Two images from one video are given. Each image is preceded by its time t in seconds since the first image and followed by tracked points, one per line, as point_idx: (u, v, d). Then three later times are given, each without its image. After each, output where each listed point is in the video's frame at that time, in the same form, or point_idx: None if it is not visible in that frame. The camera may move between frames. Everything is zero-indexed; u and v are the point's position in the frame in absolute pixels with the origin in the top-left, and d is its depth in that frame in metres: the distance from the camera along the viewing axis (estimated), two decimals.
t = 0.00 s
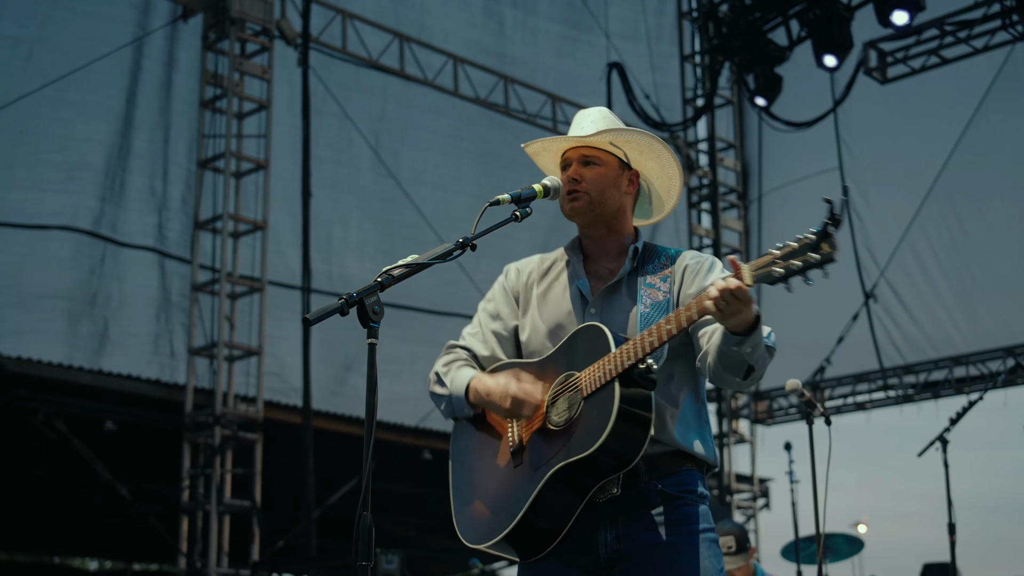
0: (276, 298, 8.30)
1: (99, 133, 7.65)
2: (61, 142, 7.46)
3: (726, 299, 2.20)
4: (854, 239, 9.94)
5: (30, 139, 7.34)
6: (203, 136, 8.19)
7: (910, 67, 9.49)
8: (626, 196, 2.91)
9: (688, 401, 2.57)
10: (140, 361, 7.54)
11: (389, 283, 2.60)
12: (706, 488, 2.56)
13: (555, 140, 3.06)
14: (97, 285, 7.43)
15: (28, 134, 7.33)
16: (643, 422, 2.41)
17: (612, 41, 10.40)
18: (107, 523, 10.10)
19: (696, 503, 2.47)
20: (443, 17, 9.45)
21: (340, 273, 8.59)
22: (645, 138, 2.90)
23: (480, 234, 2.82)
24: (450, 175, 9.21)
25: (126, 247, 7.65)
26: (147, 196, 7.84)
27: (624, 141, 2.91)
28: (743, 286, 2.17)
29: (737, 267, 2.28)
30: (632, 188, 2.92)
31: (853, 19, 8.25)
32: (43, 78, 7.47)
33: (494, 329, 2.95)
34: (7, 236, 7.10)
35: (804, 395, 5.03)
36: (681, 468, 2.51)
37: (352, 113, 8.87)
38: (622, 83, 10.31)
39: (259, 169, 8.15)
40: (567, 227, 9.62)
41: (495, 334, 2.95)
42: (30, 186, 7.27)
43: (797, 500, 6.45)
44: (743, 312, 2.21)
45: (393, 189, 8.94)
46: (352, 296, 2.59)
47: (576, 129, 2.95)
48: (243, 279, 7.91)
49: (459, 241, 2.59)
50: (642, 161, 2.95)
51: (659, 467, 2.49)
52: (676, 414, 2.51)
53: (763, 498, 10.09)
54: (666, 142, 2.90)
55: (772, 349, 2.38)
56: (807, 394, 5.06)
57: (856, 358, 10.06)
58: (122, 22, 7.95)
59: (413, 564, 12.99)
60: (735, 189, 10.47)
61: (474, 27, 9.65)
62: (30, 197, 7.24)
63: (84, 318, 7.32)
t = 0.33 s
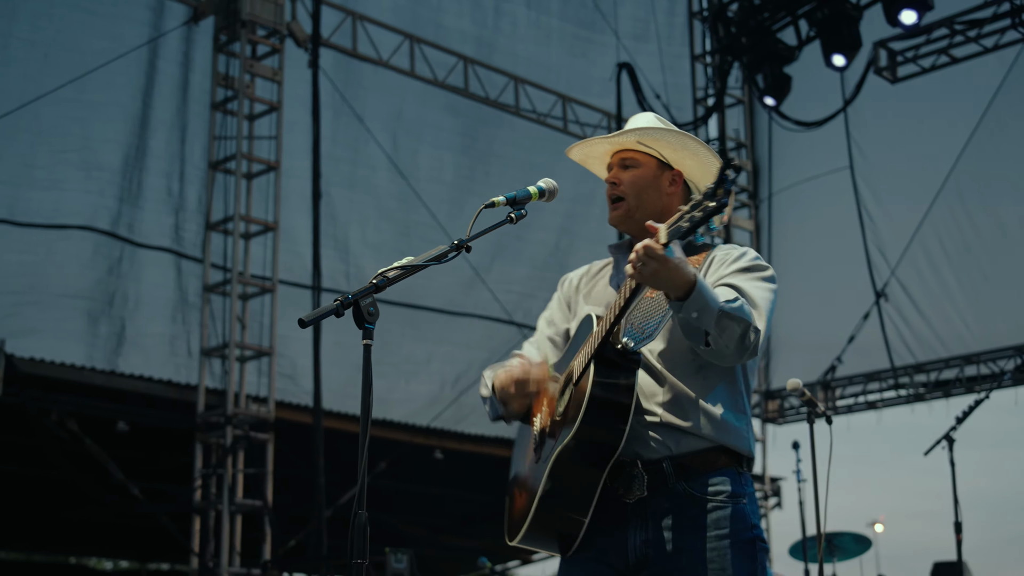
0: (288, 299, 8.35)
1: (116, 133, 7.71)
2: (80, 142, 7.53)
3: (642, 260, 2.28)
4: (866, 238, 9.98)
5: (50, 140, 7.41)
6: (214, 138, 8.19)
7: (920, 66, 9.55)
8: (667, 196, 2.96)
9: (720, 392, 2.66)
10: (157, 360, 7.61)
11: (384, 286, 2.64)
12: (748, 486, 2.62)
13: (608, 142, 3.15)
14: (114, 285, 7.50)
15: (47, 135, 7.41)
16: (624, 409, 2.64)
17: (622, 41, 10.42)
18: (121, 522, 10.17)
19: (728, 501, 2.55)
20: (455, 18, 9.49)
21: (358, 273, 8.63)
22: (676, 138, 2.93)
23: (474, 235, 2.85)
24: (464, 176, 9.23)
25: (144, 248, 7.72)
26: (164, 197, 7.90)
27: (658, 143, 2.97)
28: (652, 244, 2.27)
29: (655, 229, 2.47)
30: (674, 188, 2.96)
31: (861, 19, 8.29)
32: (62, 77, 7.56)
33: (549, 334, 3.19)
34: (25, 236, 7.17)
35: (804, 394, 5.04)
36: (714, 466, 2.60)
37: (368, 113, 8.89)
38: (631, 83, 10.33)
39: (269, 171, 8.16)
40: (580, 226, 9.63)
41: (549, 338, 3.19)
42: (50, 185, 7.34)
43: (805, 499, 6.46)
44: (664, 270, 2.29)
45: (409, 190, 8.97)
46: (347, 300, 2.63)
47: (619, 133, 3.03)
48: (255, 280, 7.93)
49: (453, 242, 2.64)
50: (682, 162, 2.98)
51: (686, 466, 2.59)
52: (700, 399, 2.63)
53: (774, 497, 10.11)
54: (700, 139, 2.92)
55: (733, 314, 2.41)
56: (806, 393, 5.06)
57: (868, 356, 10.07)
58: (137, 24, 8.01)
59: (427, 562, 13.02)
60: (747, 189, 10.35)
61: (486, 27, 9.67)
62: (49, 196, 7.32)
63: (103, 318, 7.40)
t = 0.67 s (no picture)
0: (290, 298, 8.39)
1: (122, 132, 7.76)
2: (86, 141, 7.60)
3: (587, 289, 2.31)
4: (865, 238, 10.02)
5: (58, 137, 7.49)
6: (213, 139, 8.12)
7: (916, 66, 9.53)
8: (616, 190, 2.89)
9: (688, 379, 2.64)
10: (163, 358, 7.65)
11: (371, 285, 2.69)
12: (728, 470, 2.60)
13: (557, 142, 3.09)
14: (121, 284, 7.56)
15: (54, 133, 7.48)
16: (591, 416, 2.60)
17: (622, 42, 10.46)
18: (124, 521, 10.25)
19: (709, 489, 2.52)
20: (458, 19, 9.53)
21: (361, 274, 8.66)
22: (622, 132, 2.89)
23: (460, 235, 2.88)
24: (465, 176, 9.25)
25: (151, 247, 7.79)
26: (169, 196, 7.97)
27: (605, 138, 2.92)
28: (594, 273, 2.30)
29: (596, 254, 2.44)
30: (624, 181, 2.90)
31: (858, 19, 8.33)
32: (67, 75, 7.63)
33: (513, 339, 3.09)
34: (32, 233, 7.25)
35: (794, 392, 5.03)
36: (694, 455, 2.57)
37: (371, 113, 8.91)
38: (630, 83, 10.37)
39: (268, 170, 8.15)
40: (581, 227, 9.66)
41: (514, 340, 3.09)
42: (57, 183, 7.42)
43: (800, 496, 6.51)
44: (609, 296, 2.32)
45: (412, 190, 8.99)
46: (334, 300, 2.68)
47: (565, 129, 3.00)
48: (253, 279, 7.94)
49: (438, 243, 2.69)
50: (631, 155, 2.92)
51: (666, 459, 2.56)
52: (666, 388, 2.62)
53: (773, 496, 10.14)
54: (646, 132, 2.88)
55: (689, 318, 2.42)
56: (794, 392, 5.06)
57: (865, 355, 10.15)
58: (139, 24, 8.06)
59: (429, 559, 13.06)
60: (746, 188, 10.44)
61: (486, 26, 9.70)
62: (56, 194, 7.40)
63: (111, 316, 7.45)
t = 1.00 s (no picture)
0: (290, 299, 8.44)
1: (128, 133, 7.84)
2: (89, 142, 7.65)
3: (571, 285, 2.30)
4: (860, 238, 10.12)
5: (64, 138, 7.57)
6: (212, 140, 8.18)
7: (911, 66, 9.55)
8: (573, 203, 2.86)
9: (626, 392, 2.69)
10: (162, 361, 7.66)
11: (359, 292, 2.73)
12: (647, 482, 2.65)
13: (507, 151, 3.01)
14: (128, 285, 7.61)
15: (60, 133, 7.56)
16: (540, 416, 2.61)
17: (617, 43, 10.52)
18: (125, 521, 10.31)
19: (630, 496, 2.58)
20: (455, 19, 9.58)
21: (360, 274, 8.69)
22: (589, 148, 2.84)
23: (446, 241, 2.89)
24: (464, 176, 9.28)
25: (156, 247, 7.84)
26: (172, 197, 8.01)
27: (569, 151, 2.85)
28: (581, 270, 2.28)
29: (582, 254, 2.43)
30: (581, 195, 2.87)
31: (851, 20, 8.34)
32: (71, 76, 7.70)
33: (448, 337, 3.08)
34: (37, 234, 7.31)
35: (779, 391, 5.08)
36: (619, 464, 2.61)
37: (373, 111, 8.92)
38: (624, 83, 10.44)
39: (266, 172, 8.21)
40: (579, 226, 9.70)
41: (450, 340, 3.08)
42: (62, 184, 7.49)
43: (792, 495, 6.57)
44: (592, 295, 2.31)
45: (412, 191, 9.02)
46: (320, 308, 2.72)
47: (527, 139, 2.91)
48: (252, 280, 7.99)
49: (424, 250, 2.72)
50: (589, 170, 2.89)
51: (595, 464, 2.60)
52: (610, 401, 2.66)
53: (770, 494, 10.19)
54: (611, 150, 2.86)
55: (654, 330, 2.47)
56: (781, 392, 5.09)
57: (862, 353, 10.10)
58: (139, 26, 8.12)
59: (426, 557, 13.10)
60: (741, 187, 10.63)
61: (484, 27, 9.75)
62: (62, 194, 7.46)
63: (117, 317, 7.50)
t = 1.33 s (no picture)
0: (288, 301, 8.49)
1: (131, 135, 7.90)
2: (91, 144, 7.71)
3: (560, 313, 2.31)
4: (854, 240, 10.19)
5: (69, 140, 7.63)
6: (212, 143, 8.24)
7: (904, 69, 9.63)
8: (556, 217, 2.92)
9: (595, 413, 2.65)
10: (162, 362, 7.73)
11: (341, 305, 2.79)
12: (606, 491, 2.64)
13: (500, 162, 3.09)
14: (130, 287, 7.68)
15: (64, 135, 7.62)
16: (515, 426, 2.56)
17: (615, 45, 10.59)
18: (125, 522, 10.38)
19: (590, 503, 2.56)
20: (453, 22, 9.64)
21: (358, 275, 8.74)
22: (574, 166, 2.90)
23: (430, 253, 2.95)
24: (463, 177, 9.33)
25: (158, 249, 7.90)
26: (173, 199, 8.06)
27: (556, 167, 2.92)
28: (573, 299, 2.29)
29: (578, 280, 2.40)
30: (564, 211, 2.94)
31: (843, 24, 8.42)
32: (74, 78, 7.76)
33: (424, 334, 3.06)
34: (42, 236, 7.38)
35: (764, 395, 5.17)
36: (581, 473, 2.58)
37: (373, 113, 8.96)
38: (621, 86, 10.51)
39: (264, 174, 8.26)
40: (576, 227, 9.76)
41: (424, 338, 3.05)
42: (67, 186, 7.56)
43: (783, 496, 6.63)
44: (580, 325, 2.32)
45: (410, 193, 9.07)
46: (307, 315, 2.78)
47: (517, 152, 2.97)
48: (249, 282, 8.04)
49: (408, 262, 2.80)
50: (574, 186, 2.94)
51: (558, 470, 2.57)
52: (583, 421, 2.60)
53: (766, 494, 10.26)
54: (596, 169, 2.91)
55: (632, 360, 2.45)
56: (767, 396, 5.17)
57: (855, 354, 10.20)
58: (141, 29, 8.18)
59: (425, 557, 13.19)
60: (737, 189, 10.64)
61: (483, 29, 9.83)
62: (67, 196, 7.54)
63: (117, 319, 7.57)
